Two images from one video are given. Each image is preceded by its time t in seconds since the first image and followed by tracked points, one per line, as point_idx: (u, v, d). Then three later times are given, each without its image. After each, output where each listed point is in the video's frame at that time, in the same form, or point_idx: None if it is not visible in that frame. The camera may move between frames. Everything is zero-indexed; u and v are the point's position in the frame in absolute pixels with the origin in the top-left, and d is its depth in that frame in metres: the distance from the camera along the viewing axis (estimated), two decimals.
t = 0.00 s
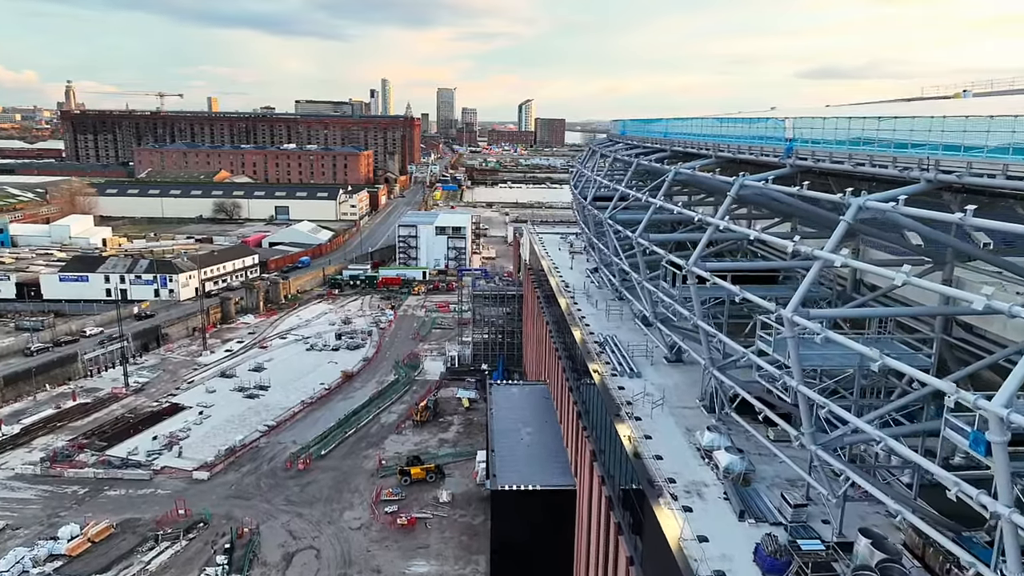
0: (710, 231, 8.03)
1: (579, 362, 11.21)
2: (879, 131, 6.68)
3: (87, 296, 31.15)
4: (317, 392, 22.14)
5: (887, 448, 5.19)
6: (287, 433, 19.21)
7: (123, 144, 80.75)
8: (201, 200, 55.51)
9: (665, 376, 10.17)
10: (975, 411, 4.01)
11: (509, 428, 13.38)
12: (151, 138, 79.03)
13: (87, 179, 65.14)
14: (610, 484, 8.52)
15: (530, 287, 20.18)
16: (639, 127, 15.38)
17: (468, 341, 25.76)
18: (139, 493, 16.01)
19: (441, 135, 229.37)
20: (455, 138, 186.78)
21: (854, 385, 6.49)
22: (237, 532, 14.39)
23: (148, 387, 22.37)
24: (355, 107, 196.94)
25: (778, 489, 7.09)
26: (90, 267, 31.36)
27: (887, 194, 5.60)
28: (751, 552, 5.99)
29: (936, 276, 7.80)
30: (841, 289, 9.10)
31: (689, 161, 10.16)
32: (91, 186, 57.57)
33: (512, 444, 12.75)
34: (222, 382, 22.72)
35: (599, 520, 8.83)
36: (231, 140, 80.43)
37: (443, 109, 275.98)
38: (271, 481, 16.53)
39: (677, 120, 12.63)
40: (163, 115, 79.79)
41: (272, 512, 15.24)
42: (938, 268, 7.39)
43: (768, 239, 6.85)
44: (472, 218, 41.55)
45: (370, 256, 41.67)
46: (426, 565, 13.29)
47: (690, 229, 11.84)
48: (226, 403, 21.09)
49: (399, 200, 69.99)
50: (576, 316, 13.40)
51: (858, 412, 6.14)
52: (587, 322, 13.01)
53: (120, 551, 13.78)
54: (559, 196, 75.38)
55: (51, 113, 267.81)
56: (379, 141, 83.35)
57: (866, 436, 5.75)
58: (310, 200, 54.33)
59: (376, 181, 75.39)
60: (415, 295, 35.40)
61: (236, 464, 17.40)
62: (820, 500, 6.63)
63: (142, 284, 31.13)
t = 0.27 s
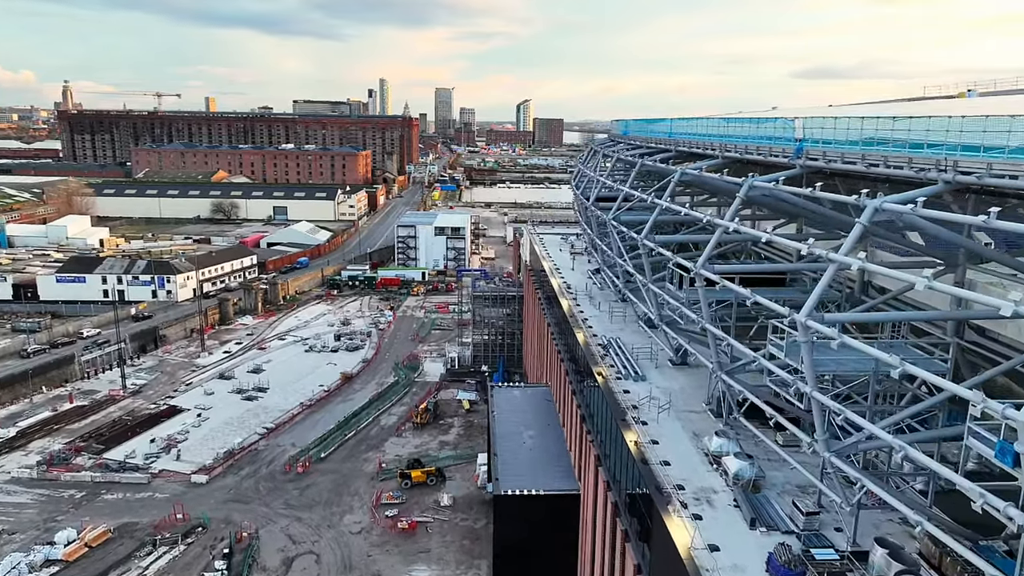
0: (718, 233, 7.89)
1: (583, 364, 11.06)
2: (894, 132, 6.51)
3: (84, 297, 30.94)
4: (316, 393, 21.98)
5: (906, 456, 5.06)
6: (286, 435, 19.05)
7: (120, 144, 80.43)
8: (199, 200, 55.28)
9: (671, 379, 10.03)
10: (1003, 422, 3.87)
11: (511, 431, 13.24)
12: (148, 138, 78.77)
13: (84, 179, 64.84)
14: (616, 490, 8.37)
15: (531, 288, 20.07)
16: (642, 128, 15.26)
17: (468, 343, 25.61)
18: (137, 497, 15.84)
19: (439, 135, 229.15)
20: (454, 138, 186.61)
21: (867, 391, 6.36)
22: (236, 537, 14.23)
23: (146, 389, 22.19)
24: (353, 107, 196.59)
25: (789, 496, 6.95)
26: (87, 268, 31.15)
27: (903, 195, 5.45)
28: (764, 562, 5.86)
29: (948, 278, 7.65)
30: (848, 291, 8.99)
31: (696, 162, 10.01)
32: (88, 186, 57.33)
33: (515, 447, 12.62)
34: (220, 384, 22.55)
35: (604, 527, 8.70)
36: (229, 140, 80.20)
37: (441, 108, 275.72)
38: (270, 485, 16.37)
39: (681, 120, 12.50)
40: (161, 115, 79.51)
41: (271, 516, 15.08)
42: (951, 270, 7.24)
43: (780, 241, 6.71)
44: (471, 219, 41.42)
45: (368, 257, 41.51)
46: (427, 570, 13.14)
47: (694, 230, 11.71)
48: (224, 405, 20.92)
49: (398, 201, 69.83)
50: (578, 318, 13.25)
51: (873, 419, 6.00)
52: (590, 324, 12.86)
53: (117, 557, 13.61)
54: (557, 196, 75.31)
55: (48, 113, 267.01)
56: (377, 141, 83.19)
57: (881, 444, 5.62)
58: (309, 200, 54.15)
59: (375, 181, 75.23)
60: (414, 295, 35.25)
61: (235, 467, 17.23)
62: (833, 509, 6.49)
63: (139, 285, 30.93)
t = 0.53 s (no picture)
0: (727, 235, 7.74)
1: (587, 367, 10.91)
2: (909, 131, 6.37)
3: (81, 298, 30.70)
4: (315, 395, 21.81)
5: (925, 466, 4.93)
6: (285, 438, 18.88)
7: (117, 144, 80.05)
8: (197, 200, 55.03)
9: (676, 383, 9.89)
10: None
11: (514, 435, 13.09)
12: (145, 138, 78.47)
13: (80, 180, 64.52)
14: (622, 496, 8.22)
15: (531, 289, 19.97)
16: (644, 129, 15.15)
17: (468, 344, 25.46)
18: (134, 501, 15.66)
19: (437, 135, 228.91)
20: (451, 138, 186.42)
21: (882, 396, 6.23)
22: (235, 542, 14.07)
23: (143, 392, 21.99)
24: (350, 107, 196.35)
25: (801, 503, 6.82)
26: (84, 268, 30.92)
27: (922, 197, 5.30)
28: (778, 572, 5.72)
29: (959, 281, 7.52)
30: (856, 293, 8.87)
31: (701, 163, 9.87)
32: (85, 186, 57.02)
33: (517, 451, 12.47)
34: (218, 386, 22.36)
35: (610, 534, 8.56)
36: (226, 140, 79.92)
37: (439, 108, 275.43)
38: (269, 489, 16.21)
39: (686, 120, 12.37)
40: (158, 115, 79.19)
41: (270, 520, 14.92)
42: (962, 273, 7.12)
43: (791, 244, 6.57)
44: (470, 219, 41.30)
45: (367, 257, 41.35)
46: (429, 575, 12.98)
47: (699, 232, 11.59)
48: (222, 408, 20.73)
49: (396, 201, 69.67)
50: (581, 320, 13.10)
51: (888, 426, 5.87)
52: (593, 326, 12.71)
53: (114, 562, 13.43)
54: (556, 196, 75.26)
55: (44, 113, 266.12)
56: (375, 141, 83.02)
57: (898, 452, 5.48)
58: (307, 201, 53.95)
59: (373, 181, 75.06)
60: (413, 296, 35.10)
61: (234, 471, 17.06)
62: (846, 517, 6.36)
63: (136, 286, 30.72)
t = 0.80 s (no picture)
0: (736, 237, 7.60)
1: (590, 370, 10.77)
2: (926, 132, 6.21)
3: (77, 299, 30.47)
4: (314, 398, 21.64)
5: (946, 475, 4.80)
6: (284, 441, 18.70)
7: (113, 144, 79.71)
8: (194, 201, 54.77)
9: (682, 387, 9.74)
10: None
11: (516, 438, 12.95)
12: (142, 138, 78.18)
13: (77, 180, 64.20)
14: (628, 502, 8.08)
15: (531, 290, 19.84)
16: (646, 129, 15.02)
17: (468, 345, 25.31)
18: (131, 506, 15.48)
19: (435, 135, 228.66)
20: (449, 138, 186.24)
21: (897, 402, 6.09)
22: (233, 547, 13.90)
23: (140, 394, 21.80)
24: (347, 107, 195.98)
25: (812, 511, 6.69)
26: (80, 269, 30.69)
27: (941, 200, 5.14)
28: None
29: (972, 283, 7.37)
30: (864, 295, 8.75)
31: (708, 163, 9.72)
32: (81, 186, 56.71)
33: (519, 454, 12.33)
34: (216, 388, 22.17)
35: (616, 540, 8.43)
36: (223, 140, 79.65)
37: (436, 108, 275.16)
38: (267, 492, 16.04)
39: (690, 120, 12.24)
40: (155, 114, 78.88)
41: (269, 524, 14.75)
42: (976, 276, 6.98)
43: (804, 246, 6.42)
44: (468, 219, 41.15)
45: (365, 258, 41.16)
46: None
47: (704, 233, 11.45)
48: (220, 410, 20.55)
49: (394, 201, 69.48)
50: (583, 322, 12.94)
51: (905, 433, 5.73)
52: (596, 328, 12.55)
53: (111, 568, 13.25)
54: (554, 196, 75.14)
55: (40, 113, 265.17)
56: (372, 141, 82.81)
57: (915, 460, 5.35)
58: (304, 201, 53.73)
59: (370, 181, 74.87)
60: (411, 297, 34.92)
61: (232, 474, 16.88)
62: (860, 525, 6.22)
63: (133, 287, 30.50)
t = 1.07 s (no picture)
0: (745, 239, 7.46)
1: (593, 374, 10.62)
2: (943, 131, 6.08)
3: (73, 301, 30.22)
4: (312, 400, 21.46)
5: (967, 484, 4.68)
6: (282, 444, 18.51)
7: (109, 144, 79.33)
8: (190, 201, 54.49)
9: (687, 391, 9.59)
10: None
11: (518, 441, 12.80)
12: (138, 138, 77.82)
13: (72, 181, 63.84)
14: (634, 509, 7.93)
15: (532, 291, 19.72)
16: (648, 129, 14.89)
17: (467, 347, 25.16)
18: (128, 510, 15.29)
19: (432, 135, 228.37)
20: (446, 138, 186.00)
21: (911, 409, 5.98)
22: (232, 552, 13.73)
23: (137, 397, 21.59)
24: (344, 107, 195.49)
25: (824, 518, 6.57)
26: (76, 270, 30.43)
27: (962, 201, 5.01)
28: None
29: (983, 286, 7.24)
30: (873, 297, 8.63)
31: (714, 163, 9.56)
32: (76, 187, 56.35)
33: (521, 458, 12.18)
34: (213, 391, 21.97)
35: (622, 547, 8.28)
36: (220, 140, 79.31)
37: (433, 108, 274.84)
38: (266, 496, 15.86)
39: (694, 120, 12.12)
40: (151, 114, 78.51)
41: (268, 529, 14.58)
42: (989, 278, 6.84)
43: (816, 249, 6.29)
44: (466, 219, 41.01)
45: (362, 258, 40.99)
46: None
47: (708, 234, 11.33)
48: (218, 413, 20.36)
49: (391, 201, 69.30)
50: (585, 324, 12.78)
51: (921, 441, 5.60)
52: (598, 330, 12.40)
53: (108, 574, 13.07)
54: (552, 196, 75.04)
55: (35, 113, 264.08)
56: (370, 141, 82.58)
57: (933, 468, 5.23)
58: (302, 202, 53.50)
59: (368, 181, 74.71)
60: (410, 297, 34.75)
61: (230, 478, 16.70)
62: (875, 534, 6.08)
63: (129, 288, 30.27)
